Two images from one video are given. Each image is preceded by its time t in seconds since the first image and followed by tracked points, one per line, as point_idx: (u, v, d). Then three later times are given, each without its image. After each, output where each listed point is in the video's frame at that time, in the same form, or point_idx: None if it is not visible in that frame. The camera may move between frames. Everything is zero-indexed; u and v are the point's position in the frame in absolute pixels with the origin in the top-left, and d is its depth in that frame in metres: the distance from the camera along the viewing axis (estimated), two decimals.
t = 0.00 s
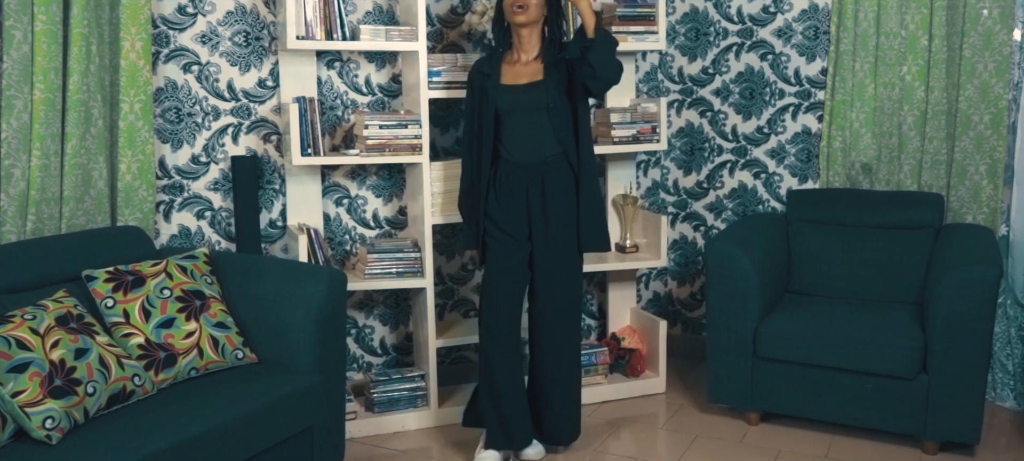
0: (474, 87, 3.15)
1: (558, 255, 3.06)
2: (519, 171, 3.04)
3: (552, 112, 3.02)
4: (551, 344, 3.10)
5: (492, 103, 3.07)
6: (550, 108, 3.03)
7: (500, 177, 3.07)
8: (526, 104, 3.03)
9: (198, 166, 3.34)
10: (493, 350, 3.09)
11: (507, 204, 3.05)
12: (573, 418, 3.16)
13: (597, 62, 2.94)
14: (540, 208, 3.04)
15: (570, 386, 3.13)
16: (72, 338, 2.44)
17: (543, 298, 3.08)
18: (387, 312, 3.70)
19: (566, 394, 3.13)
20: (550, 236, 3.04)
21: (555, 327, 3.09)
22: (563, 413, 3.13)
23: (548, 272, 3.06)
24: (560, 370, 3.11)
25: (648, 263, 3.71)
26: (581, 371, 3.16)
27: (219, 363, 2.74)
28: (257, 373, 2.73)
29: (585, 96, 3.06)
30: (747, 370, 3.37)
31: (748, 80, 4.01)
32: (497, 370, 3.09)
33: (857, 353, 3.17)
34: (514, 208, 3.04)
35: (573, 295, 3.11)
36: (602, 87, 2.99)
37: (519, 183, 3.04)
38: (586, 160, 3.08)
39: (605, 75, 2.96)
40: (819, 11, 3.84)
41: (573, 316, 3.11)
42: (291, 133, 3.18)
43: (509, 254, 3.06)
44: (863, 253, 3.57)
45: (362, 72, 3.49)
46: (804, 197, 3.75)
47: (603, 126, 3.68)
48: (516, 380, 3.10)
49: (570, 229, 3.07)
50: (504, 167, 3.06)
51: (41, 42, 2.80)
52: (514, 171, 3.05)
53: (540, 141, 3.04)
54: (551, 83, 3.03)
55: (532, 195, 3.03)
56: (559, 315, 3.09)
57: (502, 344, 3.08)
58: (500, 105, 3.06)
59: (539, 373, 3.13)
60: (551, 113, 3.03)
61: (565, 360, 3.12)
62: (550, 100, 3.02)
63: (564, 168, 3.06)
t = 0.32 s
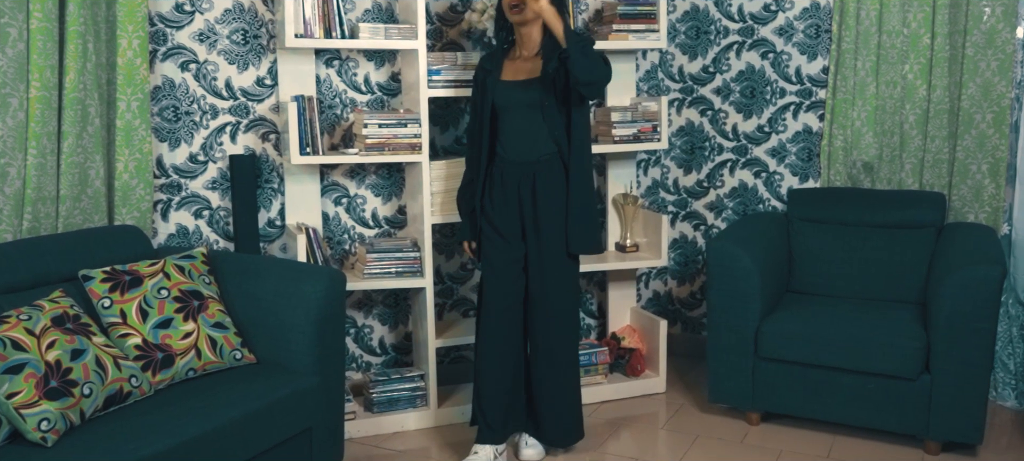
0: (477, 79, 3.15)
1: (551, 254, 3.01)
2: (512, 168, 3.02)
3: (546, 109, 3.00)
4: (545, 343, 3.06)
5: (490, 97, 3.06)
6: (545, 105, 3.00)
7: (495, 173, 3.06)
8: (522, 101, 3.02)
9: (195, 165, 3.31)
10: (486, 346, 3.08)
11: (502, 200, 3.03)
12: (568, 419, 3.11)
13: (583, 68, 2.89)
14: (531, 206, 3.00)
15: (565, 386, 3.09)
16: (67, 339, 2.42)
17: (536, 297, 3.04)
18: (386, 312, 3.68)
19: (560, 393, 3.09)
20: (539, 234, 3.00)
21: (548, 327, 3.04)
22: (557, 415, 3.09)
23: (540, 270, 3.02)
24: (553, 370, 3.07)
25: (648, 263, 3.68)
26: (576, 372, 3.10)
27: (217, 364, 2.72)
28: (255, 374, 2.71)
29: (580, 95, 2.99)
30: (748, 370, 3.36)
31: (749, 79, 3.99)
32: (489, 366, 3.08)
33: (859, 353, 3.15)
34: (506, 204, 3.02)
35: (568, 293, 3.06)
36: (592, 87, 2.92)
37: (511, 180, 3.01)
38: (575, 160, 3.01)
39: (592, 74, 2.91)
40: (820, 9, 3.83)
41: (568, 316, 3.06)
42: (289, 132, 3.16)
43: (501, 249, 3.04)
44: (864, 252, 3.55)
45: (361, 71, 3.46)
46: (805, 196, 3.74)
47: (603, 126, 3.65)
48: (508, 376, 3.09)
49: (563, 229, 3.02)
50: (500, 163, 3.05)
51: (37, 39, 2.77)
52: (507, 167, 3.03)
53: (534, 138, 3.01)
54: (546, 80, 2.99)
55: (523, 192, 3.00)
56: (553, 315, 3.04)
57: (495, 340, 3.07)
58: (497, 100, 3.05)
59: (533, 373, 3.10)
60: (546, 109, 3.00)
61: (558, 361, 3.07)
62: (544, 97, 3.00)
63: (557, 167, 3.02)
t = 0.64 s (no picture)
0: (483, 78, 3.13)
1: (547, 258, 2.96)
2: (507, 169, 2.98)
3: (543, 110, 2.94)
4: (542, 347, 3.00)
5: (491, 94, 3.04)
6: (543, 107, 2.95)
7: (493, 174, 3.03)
8: (516, 95, 2.94)
9: (194, 167, 3.27)
10: (484, 349, 3.04)
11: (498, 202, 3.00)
12: (566, 425, 3.04)
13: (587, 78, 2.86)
14: (526, 209, 2.95)
15: (564, 390, 3.03)
16: (64, 344, 2.39)
17: (533, 301, 2.98)
18: (387, 315, 3.64)
19: (558, 398, 3.03)
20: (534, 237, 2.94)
21: (546, 331, 2.98)
22: (555, 423, 3.03)
23: (535, 273, 2.97)
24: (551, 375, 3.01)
25: (651, 265, 3.65)
26: (575, 376, 3.04)
27: (215, 369, 2.69)
28: (254, 379, 2.67)
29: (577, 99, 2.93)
30: (753, 373, 3.32)
31: (752, 80, 3.96)
32: (487, 370, 3.05)
33: (865, 357, 3.12)
34: (502, 206, 2.99)
35: (566, 296, 3.01)
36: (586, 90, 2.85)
37: (507, 182, 2.98)
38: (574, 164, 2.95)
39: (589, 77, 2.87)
40: (825, 10, 3.80)
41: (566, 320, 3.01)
42: (289, 133, 3.12)
43: (498, 251, 3.01)
44: (868, 254, 3.52)
45: (361, 72, 3.43)
46: (810, 198, 3.71)
47: (605, 127, 3.63)
48: (507, 379, 3.05)
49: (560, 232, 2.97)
50: (495, 164, 3.00)
51: (34, 40, 2.73)
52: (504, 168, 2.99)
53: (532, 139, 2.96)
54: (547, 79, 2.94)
55: (517, 194, 2.96)
56: (550, 318, 2.98)
57: (492, 343, 3.04)
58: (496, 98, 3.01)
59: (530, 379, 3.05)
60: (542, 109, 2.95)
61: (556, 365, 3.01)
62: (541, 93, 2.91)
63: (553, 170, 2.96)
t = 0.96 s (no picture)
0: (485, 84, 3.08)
1: (538, 270, 2.81)
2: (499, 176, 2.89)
3: (524, 121, 2.79)
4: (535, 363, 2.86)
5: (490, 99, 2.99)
6: (524, 116, 2.79)
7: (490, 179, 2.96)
8: (506, 108, 2.85)
9: (194, 173, 3.22)
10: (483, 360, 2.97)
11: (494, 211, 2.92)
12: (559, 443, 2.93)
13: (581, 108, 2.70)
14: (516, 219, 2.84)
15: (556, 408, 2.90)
16: (61, 353, 2.34)
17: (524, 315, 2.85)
18: (390, 323, 3.59)
19: (553, 414, 2.91)
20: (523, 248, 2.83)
21: (537, 346, 2.85)
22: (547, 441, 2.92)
23: (525, 285, 2.83)
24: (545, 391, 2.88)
25: (658, 272, 3.60)
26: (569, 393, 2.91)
27: (216, 378, 2.63)
28: (254, 389, 2.62)
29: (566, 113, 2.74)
30: (762, 382, 3.27)
31: (760, 84, 3.91)
32: (487, 381, 2.98)
33: (876, 365, 3.07)
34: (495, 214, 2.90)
35: (561, 308, 2.87)
36: (583, 113, 2.69)
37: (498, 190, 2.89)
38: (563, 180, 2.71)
39: (583, 101, 2.70)
40: (834, 13, 3.76)
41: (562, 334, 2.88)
42: (291, 139, 3.08)
43: (494, 260, 2.92)
44: (878, 261, 3.47)
45: (364, 76, 3.38)
46: (819, 203, 3.65)
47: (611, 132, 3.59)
48: (506, 391, 2.97)
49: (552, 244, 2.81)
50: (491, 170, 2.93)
51: (32, 45, 2.67)
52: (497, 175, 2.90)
53: (518, 149, 2.82)
54: (533, 89, 2.78)
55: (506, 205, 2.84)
56: (541, 332, 2.84)
57: (490, 354, 2.96)
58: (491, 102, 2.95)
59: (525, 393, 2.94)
60: (523, 120, 2.80)
61: (550, 381, 2.88)
62: (527, 105, 2.78)
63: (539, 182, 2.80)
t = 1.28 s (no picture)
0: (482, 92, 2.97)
1: (537, 284, 2.70)
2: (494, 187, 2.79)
3: (518, 130, 2.68)
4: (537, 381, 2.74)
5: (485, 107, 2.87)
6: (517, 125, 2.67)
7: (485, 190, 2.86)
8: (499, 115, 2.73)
9: (197, 183, 3.16)
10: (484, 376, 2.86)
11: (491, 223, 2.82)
12: None
13: (582, 117, 2.60)
14: (513, 232, 2.74)
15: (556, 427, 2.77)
16: (59, 369, 2.28)
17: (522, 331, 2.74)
18: (396, 336, 3.52)
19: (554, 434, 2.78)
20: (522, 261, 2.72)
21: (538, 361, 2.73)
22: None
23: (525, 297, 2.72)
24: (547, 409, 2.76)
25: (669, 283, 3.53)
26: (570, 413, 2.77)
27: (218, 394, 2.56)
28: (256, 405, 2.55)
29: (565, 123, 2.63)
30: (777, 397, 3.19)
31: (772, 92, 3.84)
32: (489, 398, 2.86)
33: (895, 379, 2.99)
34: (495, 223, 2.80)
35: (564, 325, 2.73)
36: (588, 122, 2.59)
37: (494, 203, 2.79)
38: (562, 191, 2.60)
39: (587, 111, 2.60)
40: (847, 20, 3.70)
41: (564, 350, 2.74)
42: (295, 149, 3.02)
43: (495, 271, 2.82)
44: (895, 272, 3.40)
45: (370, 85, 3.32)
46: (832, 214, 3.60)
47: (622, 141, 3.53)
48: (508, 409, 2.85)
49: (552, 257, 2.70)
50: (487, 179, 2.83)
51: (32, 54, 2.59)
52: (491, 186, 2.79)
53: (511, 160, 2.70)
54: (529, 97, 2.66)
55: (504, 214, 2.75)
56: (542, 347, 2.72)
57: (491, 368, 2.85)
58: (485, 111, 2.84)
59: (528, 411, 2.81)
60: (518, 129, 2.68)
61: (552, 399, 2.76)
62: (522, 113, 2.67)
63: (535, 194, 2.68)
